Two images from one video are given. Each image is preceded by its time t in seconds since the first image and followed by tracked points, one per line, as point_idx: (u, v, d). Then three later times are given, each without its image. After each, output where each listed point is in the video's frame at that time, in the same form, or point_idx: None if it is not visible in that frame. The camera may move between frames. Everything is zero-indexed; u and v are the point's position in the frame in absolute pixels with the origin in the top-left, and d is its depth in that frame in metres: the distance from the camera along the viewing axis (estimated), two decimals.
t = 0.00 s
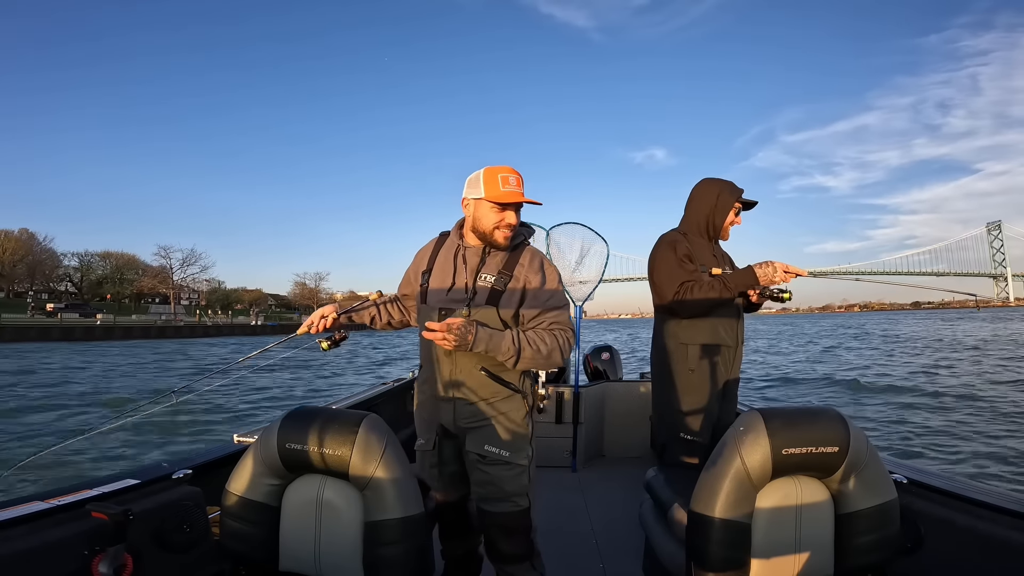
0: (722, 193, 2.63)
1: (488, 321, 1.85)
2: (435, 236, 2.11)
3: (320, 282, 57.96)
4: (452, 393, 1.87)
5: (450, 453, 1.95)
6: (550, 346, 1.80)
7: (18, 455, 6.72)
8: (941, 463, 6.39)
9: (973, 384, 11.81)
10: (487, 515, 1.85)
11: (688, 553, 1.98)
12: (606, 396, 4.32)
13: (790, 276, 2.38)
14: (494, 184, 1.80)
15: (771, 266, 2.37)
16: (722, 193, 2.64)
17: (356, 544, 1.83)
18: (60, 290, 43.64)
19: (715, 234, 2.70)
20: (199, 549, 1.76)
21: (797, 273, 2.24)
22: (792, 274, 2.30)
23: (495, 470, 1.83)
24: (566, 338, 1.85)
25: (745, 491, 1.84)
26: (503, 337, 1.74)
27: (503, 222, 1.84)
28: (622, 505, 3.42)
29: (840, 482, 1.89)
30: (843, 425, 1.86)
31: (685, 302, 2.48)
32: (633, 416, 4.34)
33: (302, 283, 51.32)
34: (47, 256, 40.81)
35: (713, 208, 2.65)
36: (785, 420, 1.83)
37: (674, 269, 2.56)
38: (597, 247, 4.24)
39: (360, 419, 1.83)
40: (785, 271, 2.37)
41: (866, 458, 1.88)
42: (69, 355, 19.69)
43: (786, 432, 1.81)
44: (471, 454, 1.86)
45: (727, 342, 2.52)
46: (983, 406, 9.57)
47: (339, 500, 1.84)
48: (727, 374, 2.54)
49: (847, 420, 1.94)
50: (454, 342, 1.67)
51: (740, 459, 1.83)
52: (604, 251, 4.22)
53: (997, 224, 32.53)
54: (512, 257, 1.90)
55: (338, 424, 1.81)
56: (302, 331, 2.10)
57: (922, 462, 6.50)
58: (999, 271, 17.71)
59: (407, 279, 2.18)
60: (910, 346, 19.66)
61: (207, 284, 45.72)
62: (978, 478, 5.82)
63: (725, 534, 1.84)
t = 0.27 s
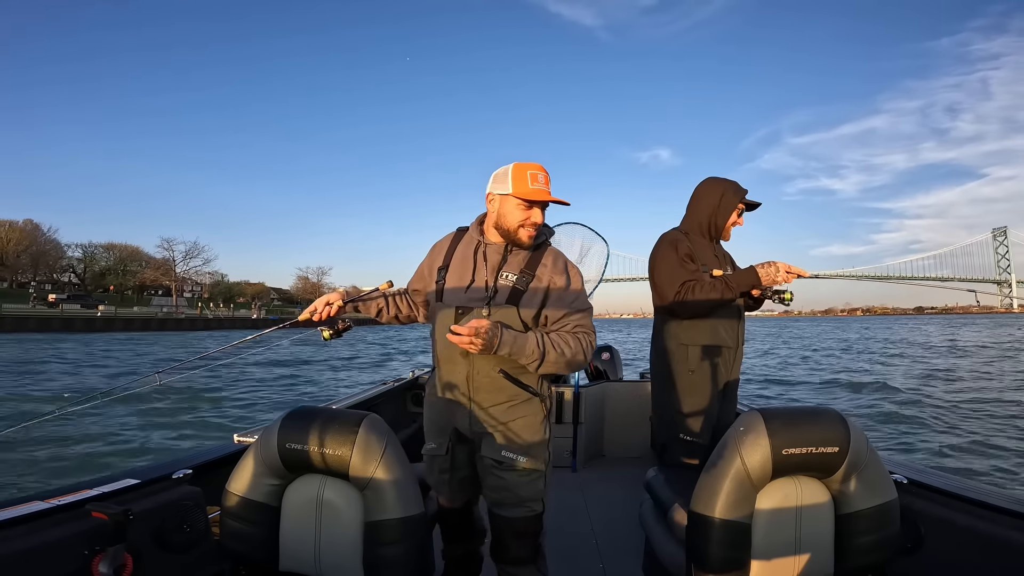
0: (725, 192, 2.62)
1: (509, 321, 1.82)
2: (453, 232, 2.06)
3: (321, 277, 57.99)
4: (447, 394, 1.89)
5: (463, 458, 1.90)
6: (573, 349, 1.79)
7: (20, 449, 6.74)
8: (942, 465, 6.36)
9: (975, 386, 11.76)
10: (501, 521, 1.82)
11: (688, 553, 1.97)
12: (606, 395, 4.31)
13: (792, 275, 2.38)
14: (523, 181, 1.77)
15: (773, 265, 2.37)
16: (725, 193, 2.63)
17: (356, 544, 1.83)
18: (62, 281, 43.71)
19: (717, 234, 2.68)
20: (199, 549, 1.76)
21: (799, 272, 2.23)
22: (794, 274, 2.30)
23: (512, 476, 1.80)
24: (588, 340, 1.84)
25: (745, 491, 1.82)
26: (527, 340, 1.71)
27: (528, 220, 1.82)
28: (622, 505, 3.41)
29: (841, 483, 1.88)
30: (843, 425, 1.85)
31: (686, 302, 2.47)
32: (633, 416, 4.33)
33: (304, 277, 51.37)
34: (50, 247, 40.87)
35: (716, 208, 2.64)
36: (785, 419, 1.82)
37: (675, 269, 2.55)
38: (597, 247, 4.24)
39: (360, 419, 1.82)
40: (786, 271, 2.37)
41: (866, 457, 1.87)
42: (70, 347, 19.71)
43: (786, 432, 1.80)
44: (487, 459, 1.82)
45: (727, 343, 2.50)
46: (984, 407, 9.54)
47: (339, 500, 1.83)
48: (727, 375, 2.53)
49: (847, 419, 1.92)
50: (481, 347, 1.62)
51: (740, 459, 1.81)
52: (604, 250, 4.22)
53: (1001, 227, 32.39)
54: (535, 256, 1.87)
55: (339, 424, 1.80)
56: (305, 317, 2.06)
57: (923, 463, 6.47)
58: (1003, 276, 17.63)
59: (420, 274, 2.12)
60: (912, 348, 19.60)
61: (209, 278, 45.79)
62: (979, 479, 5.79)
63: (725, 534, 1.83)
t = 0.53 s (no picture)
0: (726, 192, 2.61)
1: (522, 323, 1.80)
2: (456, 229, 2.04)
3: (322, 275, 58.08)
4: (443, 395, 1.90)
5: (472, 462, 1.88)
6: (587, 349, 1.80)
7: (20, 448, 6.75)
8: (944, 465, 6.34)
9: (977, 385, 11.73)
10: (511, 524, 1.81)
11: (688, 553, 1.97)
12: (606, 395, 4.31)
13: (790, 280, 2.41)
14: (532, 177, 1.76)
15: (770, 270, 2.39)
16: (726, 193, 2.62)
17: (356, 544, 1.83)
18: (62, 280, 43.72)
19: (715, 234, 2.68)
20: (199, 548, 1.76)
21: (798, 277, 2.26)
22: (792, 278, 2.33)
23: (524, 481, 1.80)
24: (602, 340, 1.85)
25: (745, 491, 1.82)
26: (545, 344, 1.71)
27: (536, 219, 1.81)
28: (622, 506, 3.41)
29: (841, 483, 1.87)
30: (843, 426, 1.85)
31: (684, 303, 2.47)
32: (633, 416, 4.32)
33: (305, 275, 51.37)
34: (51, 246, 40.88)
35: (716, 208, 2.64)
36: (785, 420, 1.82)
37: (673, 269, 2.54)
38: (598, 247, 4.26)
39: (360, 419, 1.82)
40: (784, 275, 2.39)
41: (866, 458, 1.86)
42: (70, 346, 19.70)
43: (787, 432, 1.79)
44: (498, 464, 1.82)
45: (727, 343, 2.51)
46: (985, 407, 9.53)
47: (339, 499, 1.83)
48: (727, 374, 2.52)
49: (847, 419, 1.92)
50: (503, 358, 1.61)
51: (740, 459, 1.82)
52: (605, 250, 4.24)
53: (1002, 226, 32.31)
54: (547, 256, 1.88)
55: (340, 424, 1.80)
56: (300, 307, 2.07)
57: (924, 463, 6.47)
58: (1005, 274, 17.57)
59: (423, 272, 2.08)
60: (913, 347, 19.57)
61: (209, 276, 45.78)
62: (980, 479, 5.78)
63: (725, 535, 1.83)
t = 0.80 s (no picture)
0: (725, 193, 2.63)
1: (516, 319, 1.78)
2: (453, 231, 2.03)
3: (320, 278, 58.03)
4: (444, 391, 1.92)
5: (469, 462, 1.89)
6: (589, 340, 1.76)
7: (19, 451, 6.74)
8: (944, 463, 6.35)
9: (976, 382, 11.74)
10: (510, 526, 1.82)
11: (688, 551, 1.98)
12: (606, 395, 4.32)
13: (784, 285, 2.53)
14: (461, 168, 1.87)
15: (765, 276, 2.52)
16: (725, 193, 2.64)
17: (356, 544, 1.83)
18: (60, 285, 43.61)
19: (715, 234, 2.71)
20: (198, 548, 1.77)
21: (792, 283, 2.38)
22: (787, 284, 2.45)
23: (518, 483, 1.79)
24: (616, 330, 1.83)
25: (746, 491, 1.83)
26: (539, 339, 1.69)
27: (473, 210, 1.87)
28: (622, 505, 3.42)
29: (841, 483, 1.88)
30: (844, 426, 1.86)
31: (681, 303, 2.51)
32: (633, 416, 4.33)
33: (303, 279, 51.31)
34: (48, 251, 40.78)
35: (714, 207, 2.65)
36: (786, 420, 1.83)
37: (671, 270, 2.59)
38: (599, 247, 4.27)
39: (361, 419, 1.83)
40: (779, 281, 2.52)
41: (866, 457, 1.87)
42: (68, 351, 19.65)
43: (787, 433, 1.80)
44: (493, 466, 1.82)
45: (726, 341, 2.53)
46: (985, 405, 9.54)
47: (339, 499, 1.84)
48: (726, 372, 2.53)
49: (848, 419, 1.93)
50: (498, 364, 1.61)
51: (740, 459, 1.82)
52: (605, 250, 4.25)
53: (999, 221, 32.37)
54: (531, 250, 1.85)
55: (341, 424, 1.81)
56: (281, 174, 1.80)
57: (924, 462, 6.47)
58: (1004, 269, 17.57)
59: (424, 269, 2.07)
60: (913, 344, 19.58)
61: (207, 280, 45.65)
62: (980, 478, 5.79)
63: (725, 534, 1.85)
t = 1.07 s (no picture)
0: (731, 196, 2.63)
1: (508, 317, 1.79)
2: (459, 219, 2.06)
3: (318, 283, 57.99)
4: (443, 390, 1.91)
5: (458, 459, 1.90)
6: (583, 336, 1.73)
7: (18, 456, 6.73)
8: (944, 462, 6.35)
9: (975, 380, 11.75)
10: (499, 526, 1.82)
11: (688, 551, 1.99)
12: (606, 395, 4.33)
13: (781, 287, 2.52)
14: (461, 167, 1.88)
15: (761, 277, 2.52)
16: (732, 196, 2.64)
17: (356, 544, 1.84)
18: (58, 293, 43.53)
19: (720, 237, 2.71)
20: (198, 548, 1.78)
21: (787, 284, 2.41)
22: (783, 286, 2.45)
23: (506, 482, 1.80)
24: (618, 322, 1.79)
25: (745, 491, 1.84)
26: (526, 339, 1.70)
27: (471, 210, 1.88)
28: (622, 505, 3.42)
29: (841, 482, 1.89)
30: (844, 426, 1.86)
31: (680, 301, 2.52)
32: (633, 416, 4.34)
33: (302, 285, 51.27)
34: (46, 259, 40.69)
35: (721, 209, 2.65)
36: (786, 420, 1.83)
37: (672, 270, 2.61)
38: (599, 247, 4.28)
39: (361, 419, 1.84)
40: (776, 283, 2.51)
41: (866, 457, 1.88)
42: (66, 359, 19.61)
43: (787, 433, 1.81)
44: (481, 464, 1.83)
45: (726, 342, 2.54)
46: (985, 404, 9.54)
47: (339, 499, 1.85)
48: (727, 372, 2.54)
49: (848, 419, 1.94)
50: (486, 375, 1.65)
51: (740, 459, 1.83)
52: (605, 250, 4.27)
53: (997, 215, 32.28)
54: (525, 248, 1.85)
55: (341, 424, 1.82)
56: (321, 116, 1.90)
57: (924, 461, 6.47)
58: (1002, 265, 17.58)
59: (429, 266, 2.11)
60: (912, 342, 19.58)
61: (205, 287, 45.58)
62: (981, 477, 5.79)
63: (724, 534, 1.85)
